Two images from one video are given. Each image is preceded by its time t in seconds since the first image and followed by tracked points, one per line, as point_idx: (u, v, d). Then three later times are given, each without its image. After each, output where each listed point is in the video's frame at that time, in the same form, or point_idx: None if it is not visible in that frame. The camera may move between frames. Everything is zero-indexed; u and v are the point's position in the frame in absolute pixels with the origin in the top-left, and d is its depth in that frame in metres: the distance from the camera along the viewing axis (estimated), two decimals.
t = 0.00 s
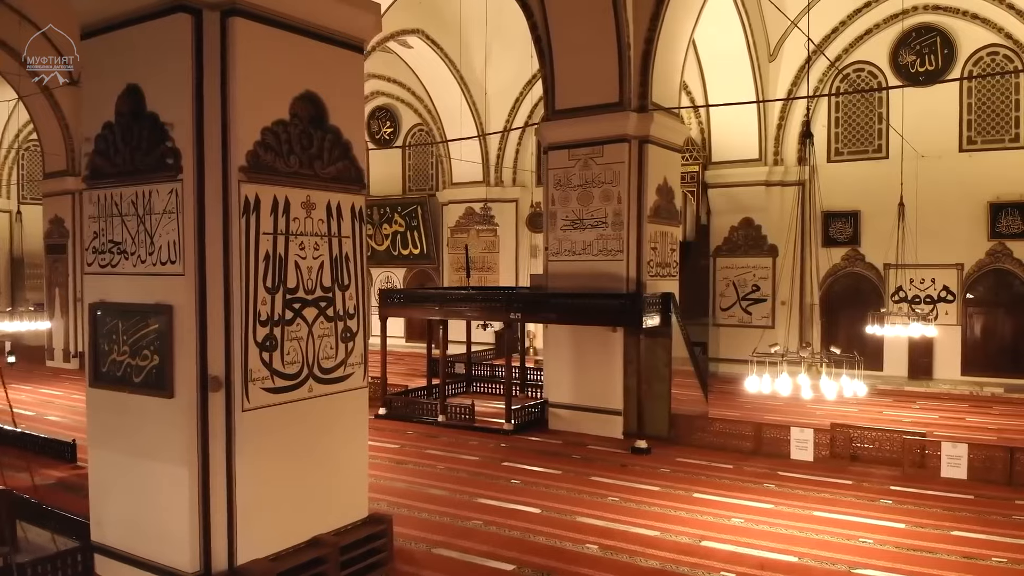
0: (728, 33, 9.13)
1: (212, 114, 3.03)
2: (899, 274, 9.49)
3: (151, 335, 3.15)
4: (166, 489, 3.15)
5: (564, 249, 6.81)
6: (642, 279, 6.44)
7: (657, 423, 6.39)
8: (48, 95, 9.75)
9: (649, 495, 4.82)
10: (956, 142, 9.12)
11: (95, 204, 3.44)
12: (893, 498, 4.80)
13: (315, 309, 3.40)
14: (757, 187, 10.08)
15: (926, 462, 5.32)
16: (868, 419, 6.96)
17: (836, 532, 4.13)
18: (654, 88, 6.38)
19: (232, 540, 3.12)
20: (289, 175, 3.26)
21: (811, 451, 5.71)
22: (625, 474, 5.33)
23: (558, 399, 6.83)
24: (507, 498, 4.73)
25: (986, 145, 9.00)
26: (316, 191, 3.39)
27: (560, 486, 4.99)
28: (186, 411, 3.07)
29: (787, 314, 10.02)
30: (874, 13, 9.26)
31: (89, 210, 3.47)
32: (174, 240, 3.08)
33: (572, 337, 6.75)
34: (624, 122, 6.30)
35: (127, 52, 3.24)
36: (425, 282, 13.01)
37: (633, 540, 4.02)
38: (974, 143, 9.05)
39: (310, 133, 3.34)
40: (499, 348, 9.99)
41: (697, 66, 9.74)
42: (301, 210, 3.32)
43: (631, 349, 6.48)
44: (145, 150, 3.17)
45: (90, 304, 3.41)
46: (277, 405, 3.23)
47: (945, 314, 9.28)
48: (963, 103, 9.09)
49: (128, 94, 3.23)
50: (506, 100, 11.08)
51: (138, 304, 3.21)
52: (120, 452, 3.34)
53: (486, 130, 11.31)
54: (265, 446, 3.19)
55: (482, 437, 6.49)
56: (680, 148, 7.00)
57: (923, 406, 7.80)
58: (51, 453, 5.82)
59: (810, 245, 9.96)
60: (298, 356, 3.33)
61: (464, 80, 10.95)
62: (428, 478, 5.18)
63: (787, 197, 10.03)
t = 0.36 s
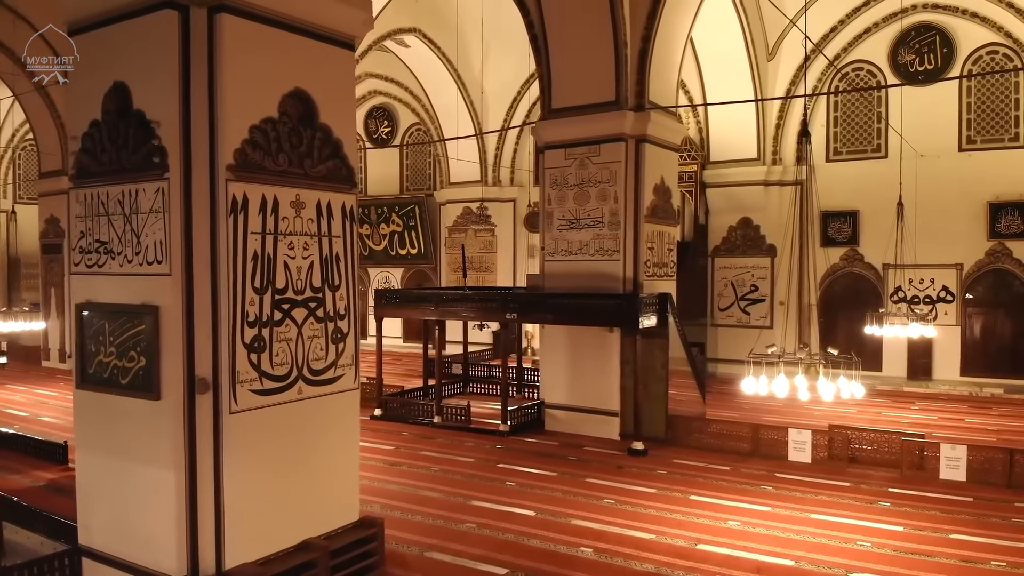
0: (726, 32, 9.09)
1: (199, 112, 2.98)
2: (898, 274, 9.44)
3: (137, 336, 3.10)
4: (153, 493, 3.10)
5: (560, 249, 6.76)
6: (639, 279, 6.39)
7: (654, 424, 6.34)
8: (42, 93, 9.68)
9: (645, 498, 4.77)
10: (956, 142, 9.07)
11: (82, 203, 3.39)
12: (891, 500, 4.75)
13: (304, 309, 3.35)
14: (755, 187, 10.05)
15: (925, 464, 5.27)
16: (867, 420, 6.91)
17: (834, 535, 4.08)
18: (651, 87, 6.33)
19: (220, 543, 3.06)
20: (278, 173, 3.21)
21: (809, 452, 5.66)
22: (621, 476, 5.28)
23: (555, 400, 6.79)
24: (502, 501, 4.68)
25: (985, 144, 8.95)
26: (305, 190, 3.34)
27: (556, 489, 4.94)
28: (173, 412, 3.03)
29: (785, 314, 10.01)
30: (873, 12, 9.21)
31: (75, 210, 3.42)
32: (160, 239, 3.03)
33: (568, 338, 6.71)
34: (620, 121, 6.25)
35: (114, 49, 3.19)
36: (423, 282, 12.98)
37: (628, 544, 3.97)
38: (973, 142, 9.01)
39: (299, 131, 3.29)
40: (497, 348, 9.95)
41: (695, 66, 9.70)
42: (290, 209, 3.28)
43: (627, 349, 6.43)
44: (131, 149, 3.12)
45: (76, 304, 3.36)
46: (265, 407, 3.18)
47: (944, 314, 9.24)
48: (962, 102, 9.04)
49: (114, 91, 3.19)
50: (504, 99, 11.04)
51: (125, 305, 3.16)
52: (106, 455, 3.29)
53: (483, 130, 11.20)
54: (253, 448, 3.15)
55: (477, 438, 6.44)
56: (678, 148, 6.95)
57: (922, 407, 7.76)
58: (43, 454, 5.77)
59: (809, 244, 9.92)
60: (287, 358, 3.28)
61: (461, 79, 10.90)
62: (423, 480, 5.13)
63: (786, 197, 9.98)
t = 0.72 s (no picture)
0: (724, 32, 9.06)
1: (186, 109, 2.93)
2: (897, 275, 9.40)
3: (123, 337, 3.06)
4: (140, 496, 3.06)
5: (556, 249, 6.72)
6: (636, 279, 6.34)
7: (651, 425, 6.30)
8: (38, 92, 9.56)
9: (641, 500, 4.73)
10: (955, 141, 9.02)
11: (69, 203, 3.35)
12: (890, 503, 4.70)
13: (293, 310, 3.30)
14: (754, 186, 10.01)
15: (924, 466, 5.21)
16: (865, 421, 6.87)
17: (831, 539, 4.04)
18: (648, 85, 6.29)
19: (207, 548, 3.02)
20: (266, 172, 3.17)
21: (807, 454, 5.62)
22: (616, 478, 5.24)
23: (551, 401, 6.74)
24: (496, 503, 4.64)
25: (985, 143, 8.90)
26: (295, 190, 3.30)
27: (551, 491, 4.90)
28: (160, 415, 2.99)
29: (783, 314, 9.97)
30: (871, 11, 9.17)
31: (62, 209, 3.38)
32: (147, 239, 3.00)
33: (565, 339, 6.67)
34: (617, 120, 6.21)
35: (101, 46, 3.15)
36: (421, 282, 12.93)
37: (623, 547, 3.93)
38: (973, 142, 8.96)
39: (289, 129, 3.25)
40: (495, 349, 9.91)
41: (693, 65, 9.67)
42: (279, 209, 3.23)
43: (624, 351, 6.38)
44: (118, 147, 3.08)
45: (63, 305, 3.32)
46: (254, 410, 3.14)
47: (943, 315, 9.20)
48: (961, 101, 9.00)
49: (101, 89, 3.14)
50: (502, 98, 10.99)
51: (112, 305, 3.12)
52: (93, 457, 3.25)
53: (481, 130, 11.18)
54: (242, 452, 3.10)
55: (473, 440, 6.39)
56: (675, 148, 6.90)
57: (921, 408, 7.72)
58: (35, 456, 5.72)
59: (807, 244, 9.89)
60: (276, 359, 3.24)
61: (458, 79, 10.88)
62: (417, 482, 5.09)
63: (785, 196, 9.94)
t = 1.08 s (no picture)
0: (723, 30, 9.01)
1: (172, 106, 2.88)
2: (896, 275, 9.36)
3: (109, 338, 3.02)
4: (127, 500, 3.02)
5: (553, 249, 6.67)
6: (633, 279, 6.30)
7: (648, 426, 6.25)
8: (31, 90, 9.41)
9: (637, 503, 4.68)
10: (954, 140, 8.98)
11: (54, 202, 3.31)
12: (888, 505, 4.66)
13: (282, 311, 3.26)
14: (752, 186, 9.95)
15: (922, 468, 5.16)
16: (864, 422, 6.83)
17: (828, 542, 3.99)
18: (645, 85, 6.25)
19: (194, 555, 2.96)
20: (253, 171, 3.12)
21: (805, 455, 5.57)
22: (612, 480, 5.19)
23: (547, 402, 6.70)
24: (490, 506, 4.59)
25: (984, 143, 8.86)
26: (283, 189, 3.25)
27: (546, 493, 4.85)
28: (146, 417, 2.95)
29: (782, 314, 9.90)
30: (870, 10, 9.13)
31: (47, 209, 3.33)
32: (133, 239, 2.95)
33: (561, 340, 6.62)
34: (614, 119, 6.17)
35: (87, 44, 3.11)
36: (418, 282, 12.88)
37: (617, 551, 3.88)
38: (972, 141, 8.91)
39: (277, 127, 3.20)
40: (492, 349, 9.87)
41: (691, 64, 9.61)
42: (267, 208, 3.19)
43: (621, 352, 6.33)
44: (103, 147, 3.04)
45: (48, 306, 3.28)
46: (241, 412, 3.09)
47: (942, 315, 9.16)
48: (960, 100, 8.96)
49: (86, 87, 3.10)
50: (500, 97, 10.95)
51: (97, 306, 3.08)
52: (79, 460, 3.21)
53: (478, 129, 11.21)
54: (229, 455, 3.05)
55: (468, 442, 6.34)
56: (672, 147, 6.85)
57: (920, 409, 7.67)
58: (26, 458, 5.66)
59: (805, 244, 9.84)
60: (264, 361, 3.19)
61: (456, 78, 10.85)
62: (411, 484, 5.04)
63: (784, 196, 9.88)
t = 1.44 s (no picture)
0: (721, 29, 8.97)
1: (157, 104, 2.84)
2: (895, 275, 9.32)
3: (94, 340, 2.98)
4: (112, 503, 2.98)
5: (549, 249, 6.63)
6: (629, 279, 6.27)
7: (644, 428, 6.21)
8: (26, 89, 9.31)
9: (632, 505, 4.63)
10: (953, 140, 8.93)
11: (40, 202, 3.26)
12: (886, 508, 4.61)
13: (271, 312, 3.21)
14: (750, 186, 9.91)
15: (920, 470, 5.13)
16: (862, 424, 6.79)
17: (826, 546, 3.95)
18: (641, 84, 6.22)
19: (180, 560, 2.91)
20: (241, 169, 3.07)
21: (802, 457, 5.52)
22: (608, 482, 5.14)
23: (544, 403, 6.66)
24: (484, 509, 4.54)
25: (983, 142, 8.82)
26: (272, 188, 3.20)
27: (540, 496, 4.80)
28: (132, 419, 2.91)
29: (781, 314, 9.86)
30: (869, 9, 9.09)
31: (33, 209, 3.29)
32: (118, 239, 2.92)
33: (558, 341, 6.57)
34: (610, 118, 6.13)
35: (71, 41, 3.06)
36: (415, 282, 12.84)
37: (612, 554, 3.84)
38: (971, 140, 8.87)
39: (265, 125, 3.15)
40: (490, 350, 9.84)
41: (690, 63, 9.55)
42: (255, 208, 3.14)
43: (618, 352, 6.29)
44: (88, 145, 3.00)
45: (33, 307, 3.24)
46: (229, 414, 3.04)
47: (941, 315, 9.12)
48: (960, 99, 8.92)
49: (72, 85, 3.05)
50: (497, 96, 10.91)
51: (82, 307, 3.04)
52: (64, 463, 3.17)
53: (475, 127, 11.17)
54: (216, 458, 3.00)
55: (464, 443, 6.30)
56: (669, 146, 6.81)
57: (919, 410, 7.62)
58: (16, 460, 5.60)
59: (804, 244, 9.78)
60: (251, 362, 3.14)
61: (453, 77, 10.82)
62: (404, 487, 5.00)
63: (783, 195, 9.83)
